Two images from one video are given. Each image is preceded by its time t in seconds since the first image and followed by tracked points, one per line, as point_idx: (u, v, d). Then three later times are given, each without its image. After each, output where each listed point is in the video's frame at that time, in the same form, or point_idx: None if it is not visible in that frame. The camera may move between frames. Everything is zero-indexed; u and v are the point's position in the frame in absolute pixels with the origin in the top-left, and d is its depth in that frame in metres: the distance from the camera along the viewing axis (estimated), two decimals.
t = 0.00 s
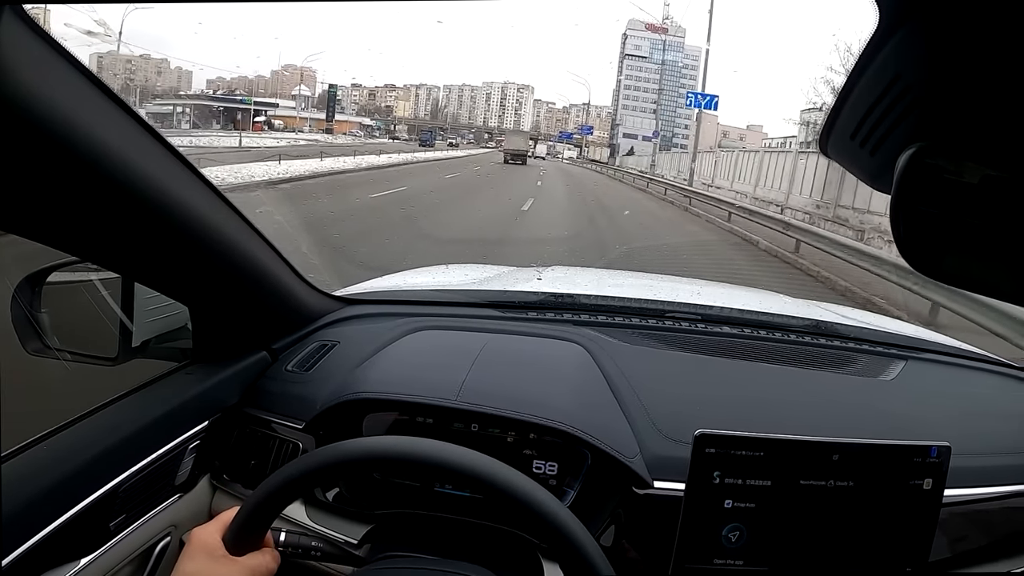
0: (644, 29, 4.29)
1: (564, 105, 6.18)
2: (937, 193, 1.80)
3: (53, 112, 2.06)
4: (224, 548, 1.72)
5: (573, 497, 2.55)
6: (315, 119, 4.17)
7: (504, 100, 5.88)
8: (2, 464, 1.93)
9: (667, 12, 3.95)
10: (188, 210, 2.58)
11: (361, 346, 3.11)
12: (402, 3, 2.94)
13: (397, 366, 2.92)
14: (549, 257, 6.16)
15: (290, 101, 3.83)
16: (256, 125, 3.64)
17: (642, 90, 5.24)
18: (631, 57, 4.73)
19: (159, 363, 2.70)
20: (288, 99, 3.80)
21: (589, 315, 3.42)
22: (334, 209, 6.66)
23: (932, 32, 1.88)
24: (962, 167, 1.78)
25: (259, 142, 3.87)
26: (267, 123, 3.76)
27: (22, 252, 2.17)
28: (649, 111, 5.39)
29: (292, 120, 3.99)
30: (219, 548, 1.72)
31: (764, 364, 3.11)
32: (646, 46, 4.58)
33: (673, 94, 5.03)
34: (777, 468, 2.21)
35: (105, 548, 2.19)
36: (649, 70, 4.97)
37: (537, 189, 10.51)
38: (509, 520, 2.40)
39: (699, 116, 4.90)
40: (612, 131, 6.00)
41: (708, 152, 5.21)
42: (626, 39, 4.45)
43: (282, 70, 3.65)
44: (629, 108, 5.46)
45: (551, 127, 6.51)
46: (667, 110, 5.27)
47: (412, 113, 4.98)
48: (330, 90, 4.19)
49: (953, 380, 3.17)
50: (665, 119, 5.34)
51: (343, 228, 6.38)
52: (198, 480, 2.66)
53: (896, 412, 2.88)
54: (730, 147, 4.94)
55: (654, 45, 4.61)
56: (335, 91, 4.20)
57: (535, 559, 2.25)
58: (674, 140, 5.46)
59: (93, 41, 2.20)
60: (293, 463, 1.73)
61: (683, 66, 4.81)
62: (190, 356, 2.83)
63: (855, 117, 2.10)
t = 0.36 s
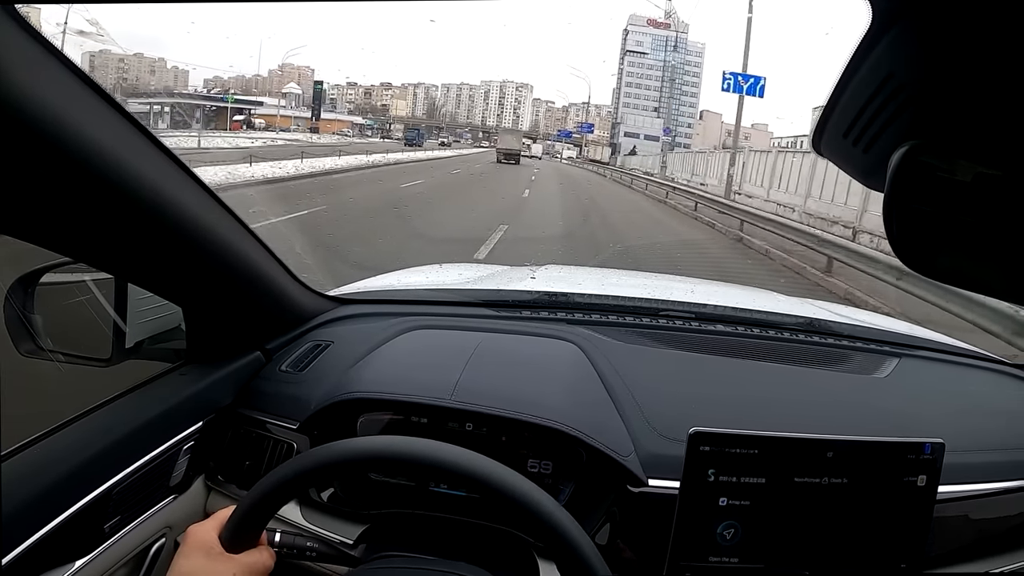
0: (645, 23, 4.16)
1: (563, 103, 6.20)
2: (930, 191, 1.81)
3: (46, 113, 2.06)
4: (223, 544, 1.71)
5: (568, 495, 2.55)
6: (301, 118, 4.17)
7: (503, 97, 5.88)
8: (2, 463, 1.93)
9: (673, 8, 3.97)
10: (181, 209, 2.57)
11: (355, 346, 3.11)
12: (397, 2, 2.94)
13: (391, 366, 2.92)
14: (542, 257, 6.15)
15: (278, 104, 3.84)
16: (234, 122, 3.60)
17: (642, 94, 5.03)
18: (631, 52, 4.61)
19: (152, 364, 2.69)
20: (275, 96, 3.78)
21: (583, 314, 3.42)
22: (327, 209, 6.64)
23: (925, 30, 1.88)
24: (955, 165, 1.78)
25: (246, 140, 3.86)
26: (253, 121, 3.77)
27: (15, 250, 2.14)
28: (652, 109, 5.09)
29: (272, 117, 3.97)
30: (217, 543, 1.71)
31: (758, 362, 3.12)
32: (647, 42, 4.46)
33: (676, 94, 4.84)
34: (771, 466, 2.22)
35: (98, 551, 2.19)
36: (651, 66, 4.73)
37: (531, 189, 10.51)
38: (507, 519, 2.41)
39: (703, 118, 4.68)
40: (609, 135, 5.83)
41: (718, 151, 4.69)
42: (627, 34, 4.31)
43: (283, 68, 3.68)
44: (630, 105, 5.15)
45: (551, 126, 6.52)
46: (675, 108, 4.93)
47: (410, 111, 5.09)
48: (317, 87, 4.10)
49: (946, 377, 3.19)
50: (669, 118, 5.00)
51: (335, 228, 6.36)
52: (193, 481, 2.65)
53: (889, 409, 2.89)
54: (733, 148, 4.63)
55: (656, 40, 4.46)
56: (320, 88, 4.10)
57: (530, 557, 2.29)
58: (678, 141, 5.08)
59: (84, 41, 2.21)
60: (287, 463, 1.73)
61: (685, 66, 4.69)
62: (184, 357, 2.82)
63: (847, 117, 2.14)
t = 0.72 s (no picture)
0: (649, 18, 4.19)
1: (563, 102, 6.23)
2: (924, 190, 1.83)
3: (41, 114, 2.06)
4: (220, 543, 1.69)
5: (564, 495, 2.56)
6: (286, 117, 4.09)
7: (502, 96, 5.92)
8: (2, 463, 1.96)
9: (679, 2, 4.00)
10: (175, 209, 2.56)
11: (351, 346, 3.10)
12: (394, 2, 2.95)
13: (386, 367, 2.91)
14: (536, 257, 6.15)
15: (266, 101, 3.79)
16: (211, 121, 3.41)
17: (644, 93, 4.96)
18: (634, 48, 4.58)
19: (147, 365, 2.68)
20: (266, 95, 3.77)
21: (578, 313, 3.42)
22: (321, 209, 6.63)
23: (919, 29, 1.90)
24: (949, 165, 1.80)
25: (239, 138, 3.84)
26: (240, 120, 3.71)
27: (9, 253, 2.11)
28: (654, 106, 5.01)
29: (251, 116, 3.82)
30: (214, 544, 1.69)
31: (753, 361, 3.12)
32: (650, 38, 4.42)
33: (676, 93, 4.78)
34: (767, 465, 2.22)
35: (94, 553, 2.18)
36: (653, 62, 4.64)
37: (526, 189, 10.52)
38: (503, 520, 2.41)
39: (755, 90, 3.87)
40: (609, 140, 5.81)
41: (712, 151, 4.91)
42: (629, 30, 4.33)
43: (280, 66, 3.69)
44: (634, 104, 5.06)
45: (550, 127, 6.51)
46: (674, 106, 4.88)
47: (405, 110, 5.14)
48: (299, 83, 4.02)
49: (940, 376, 3.20)
50: (670, 117, 4.96)
51: (330, 228, 6.35)
52: (188, 482, 2.64)
53: (884, 408, 2.89)
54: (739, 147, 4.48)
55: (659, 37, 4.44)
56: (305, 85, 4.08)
57: (527, 557, 2.29)
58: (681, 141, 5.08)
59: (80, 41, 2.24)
60: (283, 464, 1.73)
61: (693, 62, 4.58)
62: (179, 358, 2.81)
63: (842, 116, 2.16)
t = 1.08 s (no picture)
0: (652, 14, 4.16)
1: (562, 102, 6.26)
2: (919, 194, 1.84)
3: (36, 115, 2.06)
4: (214, 550, 1.68)
5: (559, 499, 2.56)
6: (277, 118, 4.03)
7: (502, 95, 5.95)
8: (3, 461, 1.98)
9: None
10: (169, 211, 2.55)
11: (345, 350, 3.09)
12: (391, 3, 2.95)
13: (380, 370, 2.90)
14: (529, 259, 6.16)
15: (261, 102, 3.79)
16: (184, 121, 3.14)
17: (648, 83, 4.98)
18: (637, 45, 4.55)
19: (141, 368, 2.66)
20: (258, 94, 3.75)
21: (573, 317, 3.42)
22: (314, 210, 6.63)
23: (911, 34, 2.02)
24: (944, 168, 1.79)
25: (231, 138, 3.82)
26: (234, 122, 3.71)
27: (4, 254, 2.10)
28: (659, 105, 5.05)
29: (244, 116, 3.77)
30: (207, 552, 1.67)
31: (748, 364, 3.12)
32: (654, 34, 4.40)
33: (680, 89, 4.82)
34: (762, 468, 2.23)
35: (88, 557, 2.16)
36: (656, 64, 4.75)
37: (520, 191, 10.54)
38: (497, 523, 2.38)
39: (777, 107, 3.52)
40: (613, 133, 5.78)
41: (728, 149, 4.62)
42: (631, 26, 4.26)
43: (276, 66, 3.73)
44: (635, 101, 5.15)
45: (550, 123, 6.59)
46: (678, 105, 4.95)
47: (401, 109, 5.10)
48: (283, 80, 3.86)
49: (935, 378, 3.21)
50: (675, 115, 5.04)
51: (324, 230, 6.34)
52: (183, 486, 2.63)
53: (879, 411, 2.90)
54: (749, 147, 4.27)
55: (663, 33, 4.44)
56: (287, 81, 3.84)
57: (521, 560, 2.29)
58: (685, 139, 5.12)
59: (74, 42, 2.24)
60: (278, 468, 1.72)
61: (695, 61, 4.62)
62: (173, 361, 2.80)
63: (838, 120, 2.27)
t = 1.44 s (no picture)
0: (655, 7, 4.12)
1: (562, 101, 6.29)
2: (912, 193, 1.86)
3: (31, 116, 2.05)
4: (209, 552, 1.68)
5: (554, 499, 2.56)
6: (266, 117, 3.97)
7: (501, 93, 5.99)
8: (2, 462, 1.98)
9: None
10: (163, 212, 2.54)
11: (340, 351, 3.09)
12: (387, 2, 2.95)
13: (375, 371, 2.90)
14: (524, 259, 6.16)
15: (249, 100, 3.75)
16: (154, 120, 2.83)
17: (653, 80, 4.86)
18: (638, 40, 4.48)
19: (136, 369, 2.66)
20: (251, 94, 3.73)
21: (568, 317, 3.42)
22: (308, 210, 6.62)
23: (905, 34, 2.06)
24: (938, 169, 1.80)
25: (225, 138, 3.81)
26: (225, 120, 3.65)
27: None
28: (660, 102, 4.95)
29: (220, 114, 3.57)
30: (202, 554, 1.67)
31: (742, 364, 3.13)
32: (658, 29, 4.35)
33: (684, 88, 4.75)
34: (757, 467, 2.23)
35: (83, 560, 2.16)
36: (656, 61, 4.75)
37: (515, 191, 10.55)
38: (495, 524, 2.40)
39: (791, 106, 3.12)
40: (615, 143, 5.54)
41: (748, 152, 4.15)
42: (634, 20, 4.26)
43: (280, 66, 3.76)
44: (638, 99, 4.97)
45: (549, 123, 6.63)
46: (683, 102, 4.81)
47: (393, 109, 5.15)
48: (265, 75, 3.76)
49: (929, 377, 3.22)
50: (681, 114, 4.84)
51: (318, 230, 6.34)
52: (177, 487, 2.63)
53: (873, 410, 2.91)
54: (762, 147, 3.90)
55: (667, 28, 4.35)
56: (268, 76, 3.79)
57: (517, 560, 2.30)
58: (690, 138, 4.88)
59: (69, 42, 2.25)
60: (273, 469, 1.72)
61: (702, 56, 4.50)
62: (167, 362, 2.79)
63: (833, 120, 2.30)
